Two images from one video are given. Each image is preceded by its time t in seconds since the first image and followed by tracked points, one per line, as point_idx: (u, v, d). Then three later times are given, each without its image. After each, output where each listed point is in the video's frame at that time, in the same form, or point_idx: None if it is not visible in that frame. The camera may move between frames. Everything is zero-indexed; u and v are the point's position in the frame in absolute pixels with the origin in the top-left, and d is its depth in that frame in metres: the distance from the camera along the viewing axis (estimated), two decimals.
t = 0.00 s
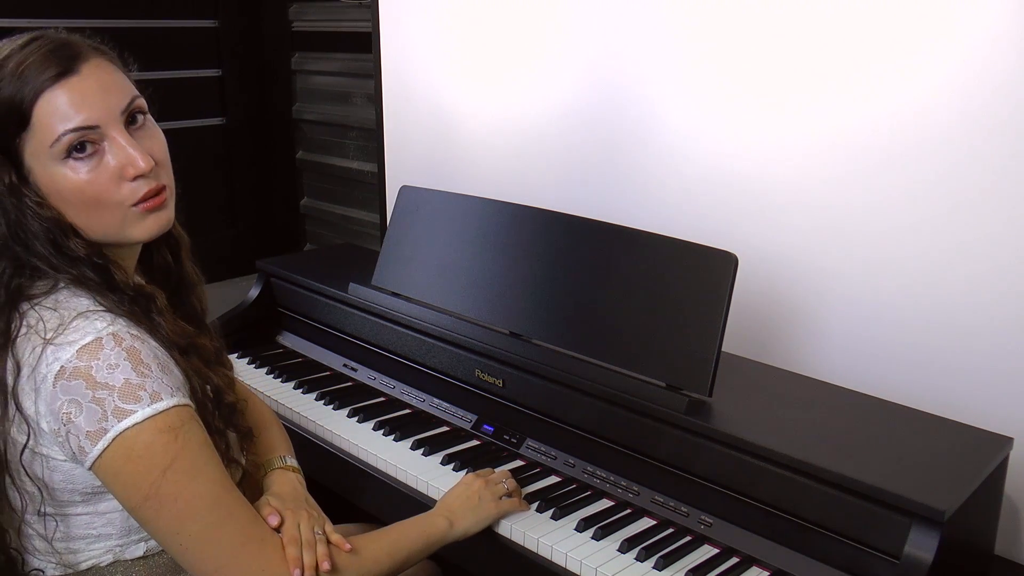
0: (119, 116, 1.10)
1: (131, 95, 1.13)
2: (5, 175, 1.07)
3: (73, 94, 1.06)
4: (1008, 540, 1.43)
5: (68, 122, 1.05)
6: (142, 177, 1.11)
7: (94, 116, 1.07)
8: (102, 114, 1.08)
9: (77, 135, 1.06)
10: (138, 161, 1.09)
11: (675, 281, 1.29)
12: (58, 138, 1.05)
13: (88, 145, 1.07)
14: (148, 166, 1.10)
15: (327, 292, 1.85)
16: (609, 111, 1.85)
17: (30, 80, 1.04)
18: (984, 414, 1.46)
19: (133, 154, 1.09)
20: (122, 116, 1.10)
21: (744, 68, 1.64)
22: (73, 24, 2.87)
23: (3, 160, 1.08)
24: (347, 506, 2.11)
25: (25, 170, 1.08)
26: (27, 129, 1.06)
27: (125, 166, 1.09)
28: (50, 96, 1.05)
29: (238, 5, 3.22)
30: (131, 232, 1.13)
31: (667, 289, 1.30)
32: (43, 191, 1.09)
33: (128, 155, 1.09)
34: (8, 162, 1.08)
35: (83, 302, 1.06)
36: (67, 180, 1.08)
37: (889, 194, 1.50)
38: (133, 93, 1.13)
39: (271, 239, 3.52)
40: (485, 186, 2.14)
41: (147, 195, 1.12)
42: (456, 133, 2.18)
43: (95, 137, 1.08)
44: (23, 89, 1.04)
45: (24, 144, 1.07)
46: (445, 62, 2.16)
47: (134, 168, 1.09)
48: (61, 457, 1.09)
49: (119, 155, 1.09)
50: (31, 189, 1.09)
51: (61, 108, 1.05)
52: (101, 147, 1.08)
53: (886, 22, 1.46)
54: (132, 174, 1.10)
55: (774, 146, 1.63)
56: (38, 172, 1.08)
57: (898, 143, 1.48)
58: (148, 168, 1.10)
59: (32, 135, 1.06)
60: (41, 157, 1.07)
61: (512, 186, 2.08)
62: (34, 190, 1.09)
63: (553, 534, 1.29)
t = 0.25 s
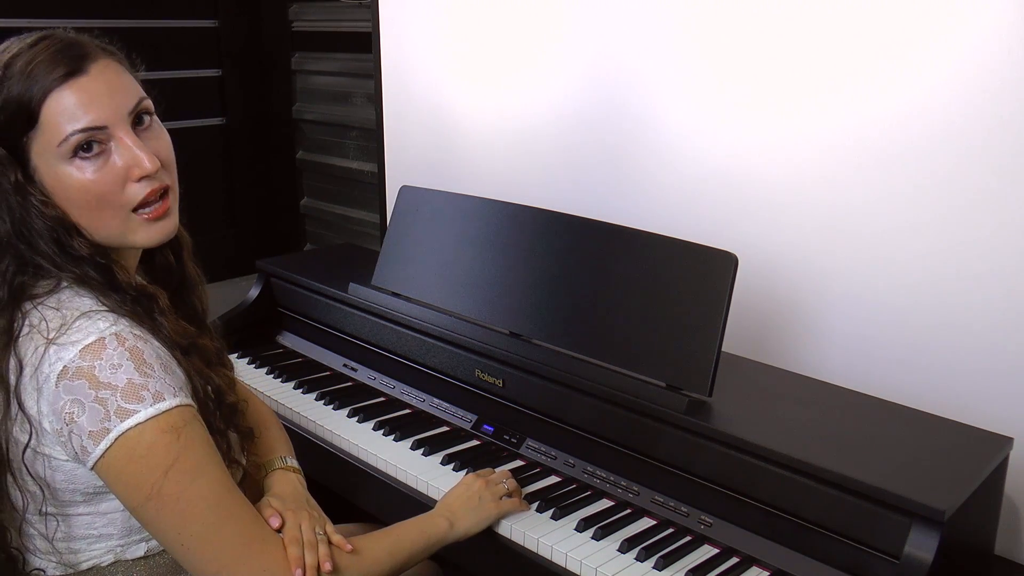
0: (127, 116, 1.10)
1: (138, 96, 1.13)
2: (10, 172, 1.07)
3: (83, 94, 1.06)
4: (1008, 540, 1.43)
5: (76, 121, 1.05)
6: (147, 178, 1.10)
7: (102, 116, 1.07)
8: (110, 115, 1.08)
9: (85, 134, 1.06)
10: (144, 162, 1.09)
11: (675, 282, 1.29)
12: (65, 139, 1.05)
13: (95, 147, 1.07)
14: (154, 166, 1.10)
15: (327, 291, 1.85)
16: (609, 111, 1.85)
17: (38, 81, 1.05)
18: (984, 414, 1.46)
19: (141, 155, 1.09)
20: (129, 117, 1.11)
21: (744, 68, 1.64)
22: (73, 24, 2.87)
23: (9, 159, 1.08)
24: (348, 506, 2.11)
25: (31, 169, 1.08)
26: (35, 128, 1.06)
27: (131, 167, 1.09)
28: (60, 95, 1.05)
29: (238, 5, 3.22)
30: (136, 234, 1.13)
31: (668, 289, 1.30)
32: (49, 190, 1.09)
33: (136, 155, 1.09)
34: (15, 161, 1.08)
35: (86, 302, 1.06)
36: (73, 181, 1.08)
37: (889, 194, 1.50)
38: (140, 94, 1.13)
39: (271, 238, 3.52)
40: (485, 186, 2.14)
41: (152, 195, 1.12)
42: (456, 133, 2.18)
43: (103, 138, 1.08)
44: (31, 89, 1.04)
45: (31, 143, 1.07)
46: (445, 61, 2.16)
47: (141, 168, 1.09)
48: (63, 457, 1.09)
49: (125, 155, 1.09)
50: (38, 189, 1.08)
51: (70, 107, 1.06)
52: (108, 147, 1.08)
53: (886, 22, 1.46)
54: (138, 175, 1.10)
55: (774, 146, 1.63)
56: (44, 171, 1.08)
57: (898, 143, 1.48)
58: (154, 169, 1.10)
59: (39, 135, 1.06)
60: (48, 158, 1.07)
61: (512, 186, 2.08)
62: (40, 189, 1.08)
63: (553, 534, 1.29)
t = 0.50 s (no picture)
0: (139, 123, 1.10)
1: (151, 103, 1.12)
2: (18, 169, 1.06)
3: (99, 99, 1.05)
4: (1008, 540, 1.43)
5: (91, 127, 1.04)
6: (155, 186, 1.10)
7: (117, 123, 1.06)
8: (123, 121, 1.07)
9: (99, 140, 1.05)
10: (154, 169, 1.08)
11: (675, 282, 1.29)
12: (75, 143, 1.04)
13: (106, 152, 1.06)
14: (163, 174, 1.09)
15: (327, 291, 1.85)
16: (609, 111, 1.85)
17: (53, 84, 1.03)
18: (984, 414, 1.46)
19: (152, 162, 1.08)
20: (141, 123, 1.10)
21: (745, 69, 1.64)
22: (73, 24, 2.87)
23: (19, 156, 1.07)
24: (348, 506, 2.11)
25: (38, 167, 1.07)
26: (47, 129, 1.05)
27: (140, 173, 1.08)
28: (77, 99, 1.04)
29: (238, 5, 3.22)
30: (138, 237, 1.13)
31: (668, 289, 1.30)
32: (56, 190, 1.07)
33: (147, 163, 1.08)
34: (24, 158, 1.07)
35: (86, 302, 1.06)
36: (81, 183, 1.07)
37: (889, 194, 1.50)
38: (153, 100, 1.12)
39: (270, 238, 3.52)
40: (485, 186, 2.14)
41: (158, 202, 1.12)
42: (456, 133, 2.18)
43: (114, 143, 1.07)
44: (46, 91, 1.03)
45: (42, 143, 1.05)
46: (445, 62, 2.17)
47: (149, 175, 1.09)
48: (63, 457, 1.09)
49: (135, 162, 1.08)
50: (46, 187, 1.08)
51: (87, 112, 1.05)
52: (118, 153, 1.07)
53: (887, 23, 1.46)
54: (147, 182, 1.09)
55: (775, 147, 1.63)
56: (52, 171, 1.06)
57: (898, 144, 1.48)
58: (162, 177, 1.10)
59: (50, 137, 1.05)
60: (58, 159, 1.05)
61: (513, 186, 2.08)
62: (47, 187, 1.07)
63: (553, 534, 1.29)
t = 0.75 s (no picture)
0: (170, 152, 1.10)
1: (182, 133, 1.13)
2: (39, 171, 1.05)
3: (139, 126, 1.05)
4: (1008, 540, 1.43)
5: (126, 153, 1.05)
6: (171, 215, 1.11)
7: (151, 152, 1.07)
8: (157, 150, 1.08)
9: (130, 166, 1.06)
10: (173, 202, 1.10)
11: (675, 282, 1.29)
12: (106, 164, 1.04)
13: (133, 177, 1.07)
14: (181, 207, 1.11)
15: (327, 291, 1.85)
16: (609, 111, 1.85)
17: (96, 104, 1.03)
18: (984, 414, 1.46)
19: (174, 195, 1.10)
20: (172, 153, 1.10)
21: (745, 69, 1.64)
22: (73, 24, 2.87)
23: (45, 160, 1.05)
24: (348, 506, 2.11)
25: (59, 172, 1.06)
26: (81, 144, 1.04)
27: (159, 202, 1.09)
28: (117, 123, 1.04)
29: (238, 5, 3.22)
30: (140, 256, 1.13)
31: (668, 289, 1.30)
32: (74, 198, 1.07)
33: (171, 194, 1.09)
34: (50, 163, 1.05)
35: (85, 301, 1.07)
36: (102, 200, 1.07)
37: (890, 194, 1.50)
38: (184, 129, 1.13)
39: (271, 238, 3.52)
40: (485, 186, 2.14)
41: (167, 229, 1.13)
42: (456, 133, 2.18)
43: (142, 170, 1.07)
44: (89, 111, 1.03)
45: (71, 154, 1.04)
46: (445, 61, 2.16)
47: (168, 207, 1.10)
48: (63, 456, 1.09)
49: (158, 191, 1.09)
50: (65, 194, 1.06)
51: (125, 137, 1.04)
52: (144, 179, 1.08)
53: (887, 23, 1.46)
54: (163, 211, 1.10)
55: (775, 147, 1.63)
56: (74, 181, 1.06)
57: (898, 144, 1.48)
58: (180, 209, 1.11)
59: (83, 153, 1.04)
60: (83, 173, 1.05)
61: (512, 186, 2.08)
62: (65, 195, 1.06)
63: (553, 534, 1.29)
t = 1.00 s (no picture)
0: (185, 161, 1.11)
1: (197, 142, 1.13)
2: (57, 170, 1.05)
3: (158, 133, 1.05)
4: (1008, 539, 1.43)
5: (143, 159, 1.05)
6: (180, 222, 1.11)
7: (168, 160, 1.07)
8: (173, 158, 1.08)
9: (146, 171, 1.06)
10: (183, 210, 1.10)
11: (675, 282, 1.29)
12: (121, 169, 1.04)
13: (147, 183, 1.07)
14: (191, 216, 1.11)
15: (327, 291, 1.85)
16: (609, 111, 1.85)
17: (117, 108, 1.03)
18: (984, 414, 1.46)
19: (186, 203, 1.10)
20: (187, 161, 1.11)
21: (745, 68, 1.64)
22: (73, 24, 2.87)
23: (63, 159, 1.05)
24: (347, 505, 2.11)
25: (75, 172, 1.06)
26: (99, 147, 1.04)
27: (170, 209, 1.10)
28: (136, 128, 1.04)
29: (238, 5, 3.22)
30: (143, 261, 1.14)
31: (667, 289, 1.30)
32: (87, 198, 1.07)
33: (182, 202, 1.09)
34: (67, 162, 1.05)
35: (88, 302, 1.07)
36: (114, 203, 1.07)
37: (890, 194, 1.50)
38: (199, 138, 1.13)
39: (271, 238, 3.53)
40: (485, 185, 2.14)
41: (173, 235, 1.13)
42: (456, 133, 2.18)
43: (157, 177, 1.07)
44: (111, 115, 1.02)
45: (89, 156, 1.04)
46: (445, 61, 2.17)
47: (178, 215, 1.10)
48: (65, 458, 1.09)
49: (170, 198, 1.09)
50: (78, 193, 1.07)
51: (144, 143, 1.04)
52: (158, 186, 1.08)
53: (887, 22, 1.46)
54: (173, 218, 1.10)
55: (775, 146, 1.63)
56: (89, 182, 1.06)
57: (898, 143, 1.48)
58: (190, 218, 1.12)
59: (100, 156, 1.04)
60: (98, 175, 1.05)
61: (512, 186, 2.08)
62: (78, 194, 1.06)
63: (553, 534, 1.29)
